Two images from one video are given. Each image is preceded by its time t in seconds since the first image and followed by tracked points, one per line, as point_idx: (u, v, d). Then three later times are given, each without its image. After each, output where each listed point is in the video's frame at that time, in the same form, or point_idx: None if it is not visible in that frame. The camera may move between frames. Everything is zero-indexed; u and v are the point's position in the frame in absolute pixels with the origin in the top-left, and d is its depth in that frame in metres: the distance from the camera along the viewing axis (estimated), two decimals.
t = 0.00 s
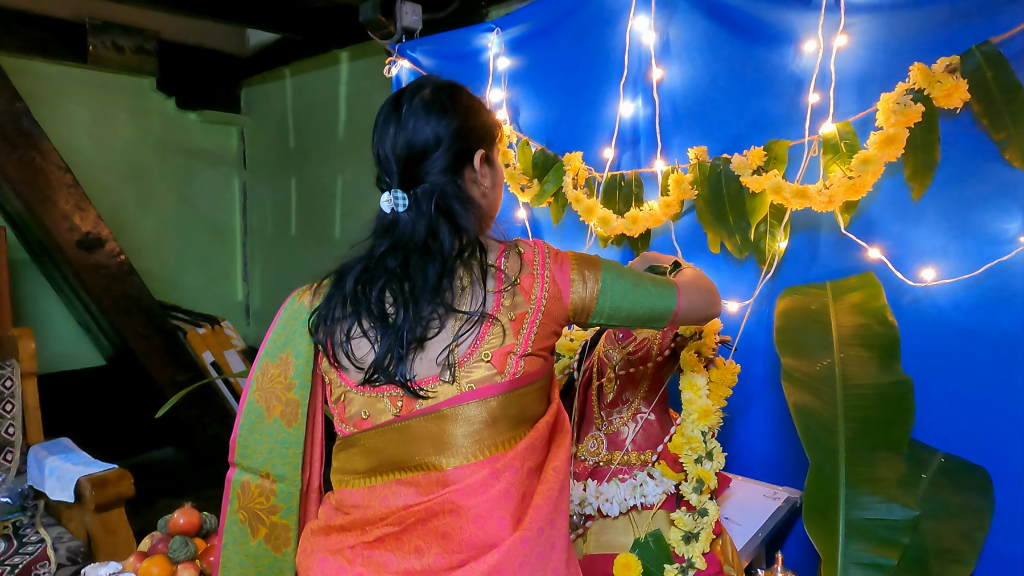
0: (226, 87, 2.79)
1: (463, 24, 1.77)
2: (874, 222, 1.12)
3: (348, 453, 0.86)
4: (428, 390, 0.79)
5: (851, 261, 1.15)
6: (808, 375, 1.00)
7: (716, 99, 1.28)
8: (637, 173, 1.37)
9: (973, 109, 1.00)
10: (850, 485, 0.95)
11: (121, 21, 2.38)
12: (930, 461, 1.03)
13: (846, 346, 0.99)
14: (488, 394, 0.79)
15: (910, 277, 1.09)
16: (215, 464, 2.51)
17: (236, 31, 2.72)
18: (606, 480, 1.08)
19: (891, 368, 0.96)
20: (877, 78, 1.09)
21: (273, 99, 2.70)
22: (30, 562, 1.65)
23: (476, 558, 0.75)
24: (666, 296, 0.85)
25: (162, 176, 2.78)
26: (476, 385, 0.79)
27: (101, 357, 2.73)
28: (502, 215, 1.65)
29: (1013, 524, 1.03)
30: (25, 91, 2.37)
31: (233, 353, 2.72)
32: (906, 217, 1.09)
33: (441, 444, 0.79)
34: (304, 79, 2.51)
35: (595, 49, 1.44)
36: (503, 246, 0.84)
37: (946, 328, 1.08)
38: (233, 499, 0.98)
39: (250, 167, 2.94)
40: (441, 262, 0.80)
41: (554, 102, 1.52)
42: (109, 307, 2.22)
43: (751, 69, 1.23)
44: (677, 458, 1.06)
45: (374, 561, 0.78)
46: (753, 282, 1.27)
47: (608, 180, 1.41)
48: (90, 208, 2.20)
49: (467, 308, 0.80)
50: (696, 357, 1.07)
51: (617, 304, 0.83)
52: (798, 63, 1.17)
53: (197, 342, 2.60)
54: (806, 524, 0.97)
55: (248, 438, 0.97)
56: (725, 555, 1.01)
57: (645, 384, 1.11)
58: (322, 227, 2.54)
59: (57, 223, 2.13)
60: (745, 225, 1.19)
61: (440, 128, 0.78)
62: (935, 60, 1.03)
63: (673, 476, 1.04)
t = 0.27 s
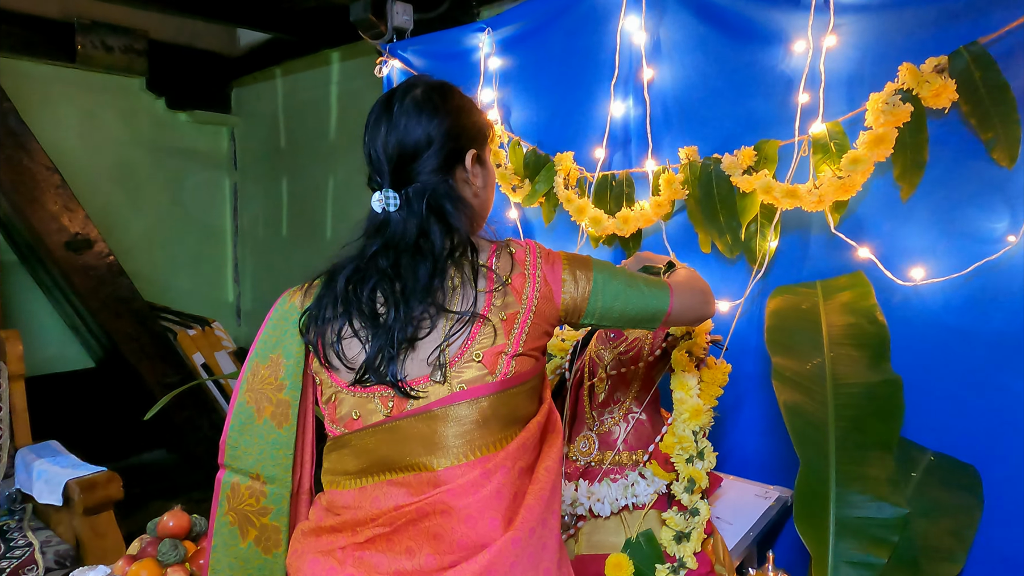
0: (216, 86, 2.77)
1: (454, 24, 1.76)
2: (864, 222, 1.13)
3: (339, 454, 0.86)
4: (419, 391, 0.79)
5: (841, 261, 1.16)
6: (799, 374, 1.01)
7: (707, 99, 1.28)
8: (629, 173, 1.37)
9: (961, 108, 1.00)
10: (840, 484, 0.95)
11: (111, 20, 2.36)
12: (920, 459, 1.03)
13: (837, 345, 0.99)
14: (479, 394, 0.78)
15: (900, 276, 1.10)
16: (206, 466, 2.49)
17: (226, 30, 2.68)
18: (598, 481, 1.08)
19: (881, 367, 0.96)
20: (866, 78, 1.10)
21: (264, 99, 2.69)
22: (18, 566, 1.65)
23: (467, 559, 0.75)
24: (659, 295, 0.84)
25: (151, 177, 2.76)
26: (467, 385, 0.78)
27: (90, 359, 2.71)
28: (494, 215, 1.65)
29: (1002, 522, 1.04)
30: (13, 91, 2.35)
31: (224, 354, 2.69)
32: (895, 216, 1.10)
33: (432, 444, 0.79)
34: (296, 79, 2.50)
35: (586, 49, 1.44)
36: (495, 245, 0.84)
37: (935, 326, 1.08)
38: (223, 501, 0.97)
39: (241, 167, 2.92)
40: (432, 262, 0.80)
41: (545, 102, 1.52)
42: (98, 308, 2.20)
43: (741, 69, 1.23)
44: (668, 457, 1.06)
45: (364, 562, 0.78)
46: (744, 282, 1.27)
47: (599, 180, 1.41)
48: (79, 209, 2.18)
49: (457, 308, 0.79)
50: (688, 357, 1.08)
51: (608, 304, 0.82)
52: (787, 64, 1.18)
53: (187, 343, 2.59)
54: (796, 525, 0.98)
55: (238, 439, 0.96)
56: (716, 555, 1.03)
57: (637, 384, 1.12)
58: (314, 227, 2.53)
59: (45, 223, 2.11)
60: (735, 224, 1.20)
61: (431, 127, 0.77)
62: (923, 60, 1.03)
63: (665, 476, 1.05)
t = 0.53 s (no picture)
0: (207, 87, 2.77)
1: (444, 25, 1.76)
2: (852, 222, 1.13)
3: (326, 457, 0.85)
4: (406, 393, 0.78)
5: (830, 262, 1.16)
6: (786, 374, 1.01)
7: (696, 100, 1.29)
8: (618, 174, 1.37)
9: (947, 110, 1.01)
10: (828, 484, 0.95)
11: (99, 21, 2.35)
12: (907, 460, 1.03)
13: (825, 345, 0.99)
14: (467, 396, 0.78)
15: (887, 276, 1.10)
16: (196, 470, 2.47)
17: (216, 32, 2.67)
18: (587, 482, 1.07)
19: (868, 367, 0.96)
20: (853, 80, 1.10)
21: (254, 100, 2.68)
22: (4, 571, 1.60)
23: (455, 562, 0.74)
24: (651, 299, 0.84)
25: (141, 178, 2.74)
26: (454, 388, 0.78)
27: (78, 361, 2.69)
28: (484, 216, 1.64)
29: (989, 521, 1.04)
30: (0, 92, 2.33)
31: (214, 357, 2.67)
32: (882, 217, 1.10)
33: (419, 447, 0.78)
34: (286, 80, 2.49)
35: (576, 51, 1.44)
36: (483, 247, 0.83)
37: (921, 327, 1.09)
38: (210, 504, 0.96)
39: (231, 169, 2.91)
40: (419, 264, 0.79)
41: (535, 102, 1.51)
42: (86, 310, 2.18)
43: (729, 71, 1.24)
44: (657, 458, 1.06)
45: (352, 566, 0.77)
46: (732, 283, 1.28)
47: (589, 181, 1.41)
48: (67, 211, 2.16)
49: (445, 310, 0.79)
50: (676, 358, 1.08)
51: (598, 307, 0.82)
52: (775, 65, 1.18)
53: (176, 346, 2.58)
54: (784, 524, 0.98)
55: (225, 443, 0.95)
56: (705, 556, 1.02)
57: (626, 385, 1.12)
58: (304, 229, 2.52)
59: (33, 225, 2.09)
60: (724, 225, 1.19)
61: (419, 128, 0.77)
62: (909, 61, 1.04)
63: (654, 477, 1.05)
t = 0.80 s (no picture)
0: (200, 87, 2.76)
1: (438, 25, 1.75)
2: (845, 223, 1.13)
3: (317, 459, 0.84)
4: (398, 396, 0.78)
5: (823, 262, 1.16)
6: (780, 375, 1.01)
7: (690, 101, 1.29)
8: (612, 174, 1.37)
9: (939, 111, 1.01)
10: (821, 484, 0.95)
11: (92, 20, 2.34)
12: (900, 460, 1.03)
13: (818, 345, 0.99)
14: (459, 399, 0.78)
15: (880, 277, 1.10)
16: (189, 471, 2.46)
17: (210, 32, 2.69)
18: (580, 483, 1.07)
19: (862, 367, 0.96)
20: (846, 81, 1.10)
21: (249, 100, 2.67)
22: None
23: (445, 566, 0.74)
24: (646, 305, 0.83)
25: (134, 178, 2.73)
26: (446, 391, 0.78)
27: (70, 362, 2.67)
28: (478, 217, 1.64)
29: (981, 521, 1.04)
30: None
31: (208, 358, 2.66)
32: (875, 218, 1.10)
33: (410, 450, 0.78)
34: (280, 80, 2.48)
35: (571, 51, 1.44)
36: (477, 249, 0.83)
37: (914, 328, 1.09)
38: (199, 507, 0.95)
39: (225, 169, 2.90)
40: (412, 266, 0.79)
41: (529, 103, 1.51)
42: (78, 311, 2.17)
43: (723, 71, 1.24)
44: (651, 459, 1.06)
45: (341, 570, 0.76)
46: (726, 283, 1.28)
47: (583, 181, 1.40)
48: (59, 211, 2.15)
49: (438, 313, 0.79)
50: (670, 359, 1.07)
51: (591, 310, 0.82)
52: (769, 66, 1.18)
53: (169, 347, 2.57)
54: (777, 525, 0.97)
55: (216, 444, 0.94)
56: (698, 557, 1.01)
57: (619, 386, 1.12)
58: (298, 230, 2.51)
59: (24, 225, 2.08)
60: (718, 226, 1.19)
61: (412, 128, 0.76)
62: (901, 62, 1.04)
63: (647, 478, 1.04)
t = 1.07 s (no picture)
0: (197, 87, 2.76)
1: (435, 26, 1.75)
2: (841, 224, 1.14)
3: (297, 467, 0.83)
4: (379, 403, 0.77)
5: (819, 263, 1.17)
6: (776, 375, 1.01)
7: (686, 102, 1.29)
8: (608, 175, 1.37)
9: (935, 112, 1.01)
10: (816, 485, 0.95)
11: (89, 20, 2.33)
12: (896, 460, 1.03)
13: (813, 346, 0.99)
14: (444, 406, 0.78)
15: (876, 278, 1.11)
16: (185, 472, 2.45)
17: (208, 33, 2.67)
18: (576, 484, 1.07)
19: (857, 368, 0.96)
20: (841, 82, 1.11)
21: (246, 101, 2.67)
22: None
23: None
24: (632, 317, 0.83)
25: (131, 178, 2.72)
26: (430, 397, 0.77)
27: (67, 363, 2.66)
28: (475, 218, 1.64)
29: (976, 521, 1.04)
30: None
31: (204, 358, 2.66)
32: (870, 218, 1.11)
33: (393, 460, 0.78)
34: (278, 81, 2.48)
35: (567, 52, 1.44)
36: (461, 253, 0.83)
37: (909, 329, 1.09)
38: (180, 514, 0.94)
39: (222, 169, 2.90)
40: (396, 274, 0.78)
41: (526, 103, 1.51)
42: (74, 312, 2.16)
43: (720, 72, 1.24)
44: (647, 460, 1.05)
45: None
46: (722, 284, 1.28)
47: (579, 182, 1.40)
48: (55, 211, 2.15)
49: (423, 319, 0.78)
50: (666, 359, 1.08)
51: (578, 320, 0.81)
52: (765, 67, 1.18)
53: (166, 347, 2.56)
54: (772, 525, 0.98)
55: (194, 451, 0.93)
56: (694, 557, 1.01)
57: (615, 387, 1.11)
58: (295, 230, 2.50)
59: (20, 226, 2.07)
60: (714, 227, 1.19)
61: (394, 129, 0.76)
62: (896, 63, 1.05)
63: (643, 478, 1.04)
